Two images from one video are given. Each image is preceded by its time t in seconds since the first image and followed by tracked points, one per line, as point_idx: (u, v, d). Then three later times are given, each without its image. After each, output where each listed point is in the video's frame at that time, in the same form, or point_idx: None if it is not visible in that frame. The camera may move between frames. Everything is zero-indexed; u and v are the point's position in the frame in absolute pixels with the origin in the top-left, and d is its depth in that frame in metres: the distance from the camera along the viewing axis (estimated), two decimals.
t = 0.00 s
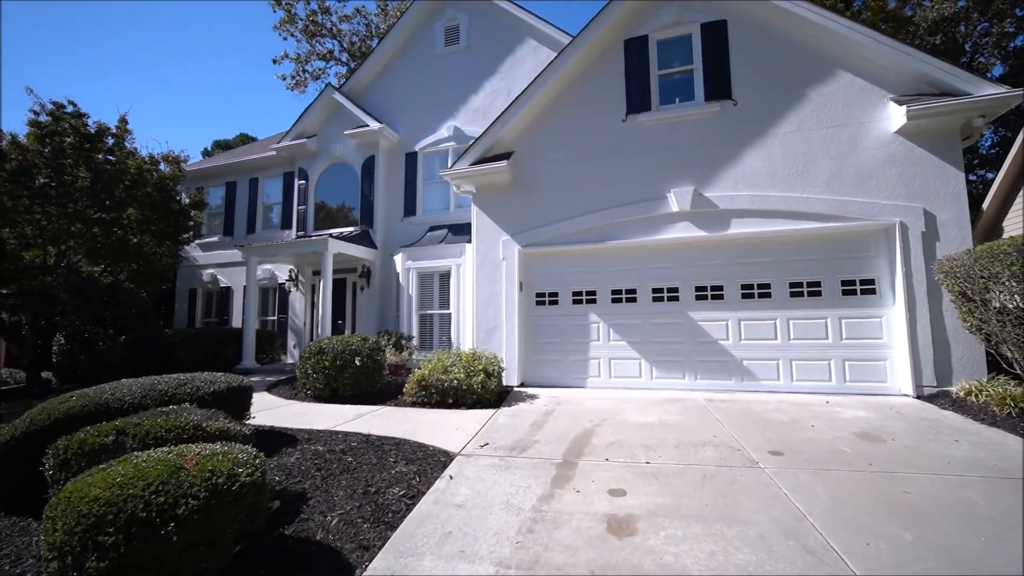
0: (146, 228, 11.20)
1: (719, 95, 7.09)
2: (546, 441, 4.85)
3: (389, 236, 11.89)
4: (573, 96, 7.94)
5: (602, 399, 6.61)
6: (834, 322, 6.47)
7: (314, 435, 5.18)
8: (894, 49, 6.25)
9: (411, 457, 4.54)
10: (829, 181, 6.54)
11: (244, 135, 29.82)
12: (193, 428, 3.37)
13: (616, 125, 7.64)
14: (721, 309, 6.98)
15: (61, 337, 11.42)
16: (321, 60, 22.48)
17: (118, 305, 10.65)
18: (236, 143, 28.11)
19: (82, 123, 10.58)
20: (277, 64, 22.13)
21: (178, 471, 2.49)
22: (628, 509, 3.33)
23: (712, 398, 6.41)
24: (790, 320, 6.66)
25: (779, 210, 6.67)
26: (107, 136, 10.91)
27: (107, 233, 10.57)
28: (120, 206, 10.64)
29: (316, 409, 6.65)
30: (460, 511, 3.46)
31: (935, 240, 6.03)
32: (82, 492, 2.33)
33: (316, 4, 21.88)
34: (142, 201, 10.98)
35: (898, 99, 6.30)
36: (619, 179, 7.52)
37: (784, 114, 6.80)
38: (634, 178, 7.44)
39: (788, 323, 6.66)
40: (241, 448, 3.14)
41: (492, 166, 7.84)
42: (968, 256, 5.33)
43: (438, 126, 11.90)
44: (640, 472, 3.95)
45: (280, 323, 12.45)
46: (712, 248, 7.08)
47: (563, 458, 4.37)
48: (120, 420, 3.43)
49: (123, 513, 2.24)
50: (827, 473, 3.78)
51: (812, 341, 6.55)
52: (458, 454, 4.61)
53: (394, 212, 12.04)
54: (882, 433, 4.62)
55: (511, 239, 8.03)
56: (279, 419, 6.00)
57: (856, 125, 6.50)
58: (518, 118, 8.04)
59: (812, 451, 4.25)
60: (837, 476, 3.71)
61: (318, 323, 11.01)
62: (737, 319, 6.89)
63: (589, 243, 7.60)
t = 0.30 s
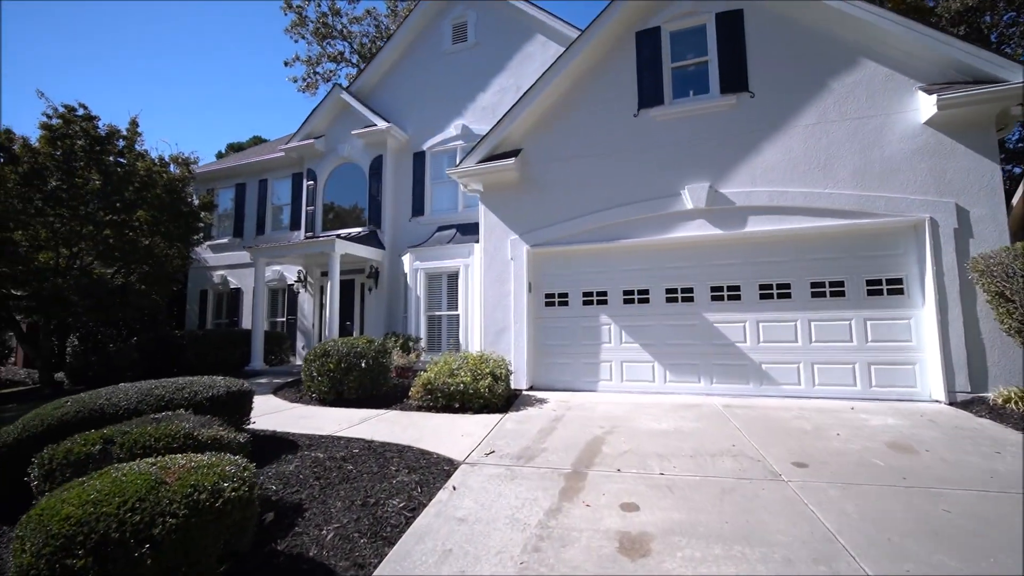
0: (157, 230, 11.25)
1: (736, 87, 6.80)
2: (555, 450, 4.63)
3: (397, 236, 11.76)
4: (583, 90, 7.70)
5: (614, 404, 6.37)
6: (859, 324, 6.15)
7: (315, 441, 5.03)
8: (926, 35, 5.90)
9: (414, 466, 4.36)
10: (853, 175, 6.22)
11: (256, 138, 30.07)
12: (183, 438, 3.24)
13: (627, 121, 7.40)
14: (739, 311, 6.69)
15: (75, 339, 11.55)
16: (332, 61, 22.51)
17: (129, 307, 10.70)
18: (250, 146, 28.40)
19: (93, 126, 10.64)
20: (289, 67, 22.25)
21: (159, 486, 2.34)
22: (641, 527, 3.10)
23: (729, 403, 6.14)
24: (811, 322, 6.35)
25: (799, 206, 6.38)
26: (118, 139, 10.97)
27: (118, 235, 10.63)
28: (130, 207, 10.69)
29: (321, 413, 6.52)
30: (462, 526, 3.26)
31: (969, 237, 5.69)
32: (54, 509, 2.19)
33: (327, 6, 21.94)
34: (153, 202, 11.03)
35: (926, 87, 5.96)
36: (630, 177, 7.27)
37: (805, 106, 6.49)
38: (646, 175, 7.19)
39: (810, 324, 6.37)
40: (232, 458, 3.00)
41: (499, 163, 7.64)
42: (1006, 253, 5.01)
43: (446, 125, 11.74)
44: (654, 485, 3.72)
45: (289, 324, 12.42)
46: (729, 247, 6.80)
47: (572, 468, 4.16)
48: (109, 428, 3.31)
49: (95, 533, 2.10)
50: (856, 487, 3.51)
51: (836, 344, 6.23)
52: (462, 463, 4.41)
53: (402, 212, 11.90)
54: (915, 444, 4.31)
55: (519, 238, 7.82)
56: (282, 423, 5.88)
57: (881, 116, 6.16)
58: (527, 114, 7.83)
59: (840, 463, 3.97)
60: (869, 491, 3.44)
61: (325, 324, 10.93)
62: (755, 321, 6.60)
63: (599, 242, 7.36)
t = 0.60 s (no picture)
0: (167, 231, 11.26)
1: (754, 77, 6.49)
2: (564, 458, 4.42)
3: (406, 237, 11.65)
4: (593, 84, 7.46)
5: (626, 408, 6.13)
6: (887, 325, 5.82)
7: (317, 447, 4.89)
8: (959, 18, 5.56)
9: (415, 474, 4.18)
10: (880, 168, 5.89)
11: (269, 140, 30.26)
12: (172, 447, 3.10)
13: (640, 114, 7.13)
14: (757, 310, 6.40)
15: (88, 340, 11.66)
16: (342, 63, 22.52)
17: (140, 309, 10.74)
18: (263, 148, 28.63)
19: (103, 128, 10.70)
20: (301, 69, 22.36)
21: (135, 503, 2.20)
22: (655, 547, 2.87)
23: (747, 409, 5.86)
24: (835, 322, 6.04)
25: (822, 201, 6.07)
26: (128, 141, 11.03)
27: (128, 237, 10.67)
28: (140, 209, 10.74)
29: (326, 416, 6.39)
30: (464, 541, 3.07)
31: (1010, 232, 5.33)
32: (21, 529, 2.06)
33: (338, 7, 21.96)
34: (163, 204, 11.06)
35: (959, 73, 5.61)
36: (644, 173, 7.00)
37: (828, 95, 6.16)
38: (661, 169, 6.91)
39: (833, 325, 6.05)
40: (221, 469, 2.85)
41: (507, 160, 7.44)
42: None
43: (455, 123, 11.57)
44: (670, 499, 3.48)
45: (298, 325, 12.38)
46: (747, 245, 6.52)
47: (582, 479, 3.94)
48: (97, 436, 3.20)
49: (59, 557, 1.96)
50: (892, 505, 3.22)
51: (862, 346, 5.91)
52: (467, 472, 4.22)
53: (410, 211, 11.77)
54: (952, 454, 4.01)
55: (528, 237, 7.61)
56: (286, 427, 5.76)
57: (911, 104, 5.81)
58: (535, 109, 7.62)
59: (870, 475, 3.69)
60: (906, 509, 3.16)
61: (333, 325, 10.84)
62: (775, 322, 6.30)
63: (611, 240, 7.12)
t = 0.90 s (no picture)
0: (178, 232, 11.27)
1: (774, 66, 6.19)
2: (573, 467, 4.20)
3: (414, 237, 11.52)
4: (605, 76, 7.21)
5: (639, 414, 5.89)
6: (918, 327, 5.48)
7: (318, 453, 4.74)
8: None
9: (417, 483, 4.00)
10: (910, 159, 5.56)
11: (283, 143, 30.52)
12: (160, 456, 2.96)
13: (652, 108, 6.88)
14: (776, 312, 6.10)
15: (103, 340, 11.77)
16: (353, 64, 22.54)
17: (151, 310, 10.79)
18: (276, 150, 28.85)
19: (114, 130, 10.76)
20: (312, 71, 22.44)
21: (106, 522, 2.06)
22: (671, 569, 2.64)
23: (767, 414, 5.59)
24: (861, 324, 5.72)
25: (846, 197, 5.76)
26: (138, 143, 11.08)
27: (139, 238, 10.71)
28: (150, 210, 10.76)
29: (330, 420, 6.26)
30: (465, 559, 2.88)
31: None
32: None
33: (349, 9, 21.98)
34: (173, 205, 11.07)
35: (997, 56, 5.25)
36: (656, 169, 6.74)
37: (853, 83, 5.83)
38: (674, 165, 6.65)
39: (859, 327, 5.73)
40: (209, 481, 2.70)
41: (515, 157, 7.23)
42: None
43: (463, 121, 11.41)
44: (687, 514, 3.25)
45: (307, 326, 12.33)
46: (766, 242, 6.23)
47: (593, 491, 3.72)
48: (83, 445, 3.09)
49: None
50: (932, 524, 2.94)
51: (890, 349, 5.58)
52: (471, 482, 4.02)
53: (418, 211, 11.64)
54: (994, 468, 3.70)
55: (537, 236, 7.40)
56: (289, 432, 5.63)
57: (944, 91, 5.46)
58: (544, 104, 7.40)
59: (905, 490, 3.41)
60: (949, 529, 2.88)
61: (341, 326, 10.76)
62: (796, 324, 6.01)
63: (622, 238, 6.87)
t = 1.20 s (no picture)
0: (189, 233, 11.29)
1: (797, 53, 5.88)
2: (585, 477, 3.98)
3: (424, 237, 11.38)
4: (618, 68, 6.95)
5: (655, 419, 5.62)
6: (954, 329, 5.14)
7: (321, 459, 4.60)
8: None
9: (421, 493, 3.82)
10: (945, 149, 5.20)
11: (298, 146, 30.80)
12: (148, 466, 2.83)
13: (667, 100, 6.61)
14: (800, 312, 5.80)
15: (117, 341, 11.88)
16: (366, 65, 22.55)
17: (164, 311, 10.83)
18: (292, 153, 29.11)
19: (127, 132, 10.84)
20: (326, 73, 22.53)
21: (75, 543, 1.92)
22: None
23: (791, 421, 5.29)
24: (891, 326, 5.39)
25: (875, 190, 5.43)
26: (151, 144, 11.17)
27: (151, 239, 10.76)
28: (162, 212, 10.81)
29: (336, 423, 6.11)
30: None
31: None
32: None
33: (361, 10, 21.97)
34: (185, 206, 11.10)
35: None
36: (671, 163, 6.48)
37: (884, 68, 5.49)
38: (690, 159, 6.38)
39: (890, 329, 5.40)
40: (195, 494, 2.56)
41: (525, 153, 7.02)
42: None
43: (474, 118, 11.24)
44: (708, 532, 3.00)
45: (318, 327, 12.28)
46: (789, 239, 5.92)
47: (606, 504, 3.49)
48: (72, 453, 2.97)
49: None
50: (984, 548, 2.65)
51: (923, 352, 5.24)
52: (477, 492, 3.83)
53: (428, 210, 11.50)
54: None
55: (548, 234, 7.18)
56: (294, 436, 5.50)
57: (984, 75, 5.09)
58: (555, 97, 7.17)
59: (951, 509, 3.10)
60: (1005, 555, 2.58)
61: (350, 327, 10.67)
62: (821, 325, 5.69)
63: (637, 236, 6.61)
